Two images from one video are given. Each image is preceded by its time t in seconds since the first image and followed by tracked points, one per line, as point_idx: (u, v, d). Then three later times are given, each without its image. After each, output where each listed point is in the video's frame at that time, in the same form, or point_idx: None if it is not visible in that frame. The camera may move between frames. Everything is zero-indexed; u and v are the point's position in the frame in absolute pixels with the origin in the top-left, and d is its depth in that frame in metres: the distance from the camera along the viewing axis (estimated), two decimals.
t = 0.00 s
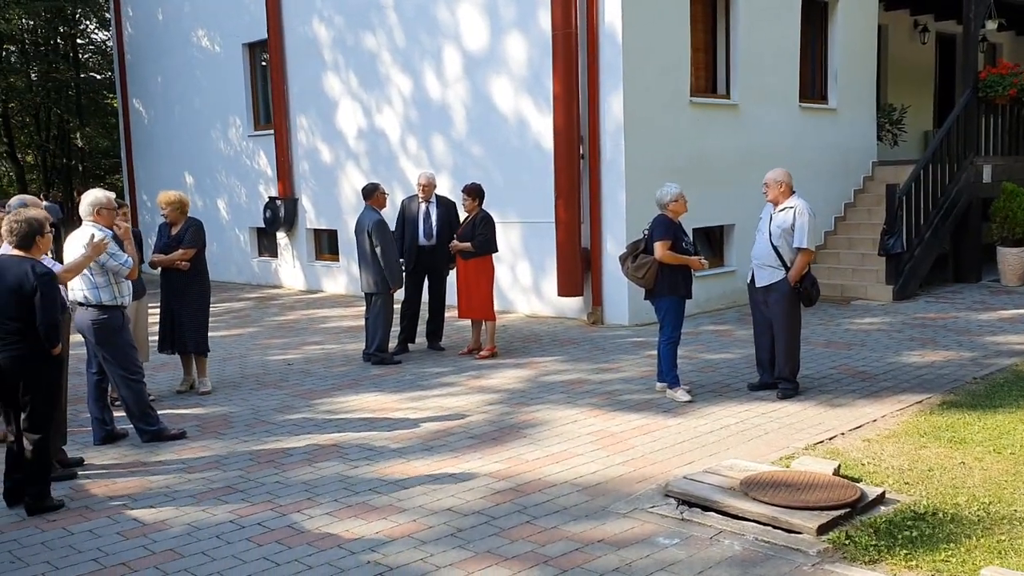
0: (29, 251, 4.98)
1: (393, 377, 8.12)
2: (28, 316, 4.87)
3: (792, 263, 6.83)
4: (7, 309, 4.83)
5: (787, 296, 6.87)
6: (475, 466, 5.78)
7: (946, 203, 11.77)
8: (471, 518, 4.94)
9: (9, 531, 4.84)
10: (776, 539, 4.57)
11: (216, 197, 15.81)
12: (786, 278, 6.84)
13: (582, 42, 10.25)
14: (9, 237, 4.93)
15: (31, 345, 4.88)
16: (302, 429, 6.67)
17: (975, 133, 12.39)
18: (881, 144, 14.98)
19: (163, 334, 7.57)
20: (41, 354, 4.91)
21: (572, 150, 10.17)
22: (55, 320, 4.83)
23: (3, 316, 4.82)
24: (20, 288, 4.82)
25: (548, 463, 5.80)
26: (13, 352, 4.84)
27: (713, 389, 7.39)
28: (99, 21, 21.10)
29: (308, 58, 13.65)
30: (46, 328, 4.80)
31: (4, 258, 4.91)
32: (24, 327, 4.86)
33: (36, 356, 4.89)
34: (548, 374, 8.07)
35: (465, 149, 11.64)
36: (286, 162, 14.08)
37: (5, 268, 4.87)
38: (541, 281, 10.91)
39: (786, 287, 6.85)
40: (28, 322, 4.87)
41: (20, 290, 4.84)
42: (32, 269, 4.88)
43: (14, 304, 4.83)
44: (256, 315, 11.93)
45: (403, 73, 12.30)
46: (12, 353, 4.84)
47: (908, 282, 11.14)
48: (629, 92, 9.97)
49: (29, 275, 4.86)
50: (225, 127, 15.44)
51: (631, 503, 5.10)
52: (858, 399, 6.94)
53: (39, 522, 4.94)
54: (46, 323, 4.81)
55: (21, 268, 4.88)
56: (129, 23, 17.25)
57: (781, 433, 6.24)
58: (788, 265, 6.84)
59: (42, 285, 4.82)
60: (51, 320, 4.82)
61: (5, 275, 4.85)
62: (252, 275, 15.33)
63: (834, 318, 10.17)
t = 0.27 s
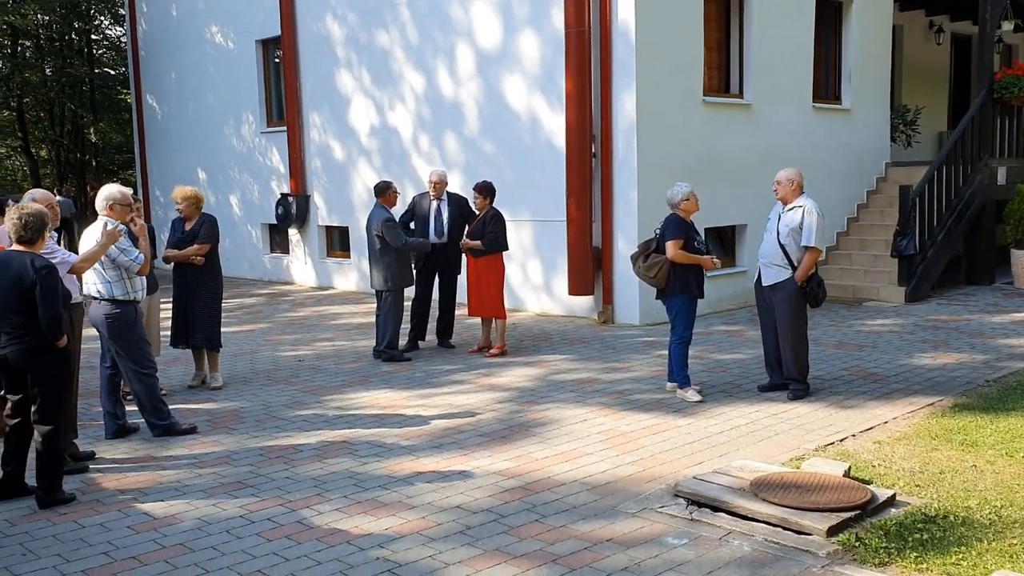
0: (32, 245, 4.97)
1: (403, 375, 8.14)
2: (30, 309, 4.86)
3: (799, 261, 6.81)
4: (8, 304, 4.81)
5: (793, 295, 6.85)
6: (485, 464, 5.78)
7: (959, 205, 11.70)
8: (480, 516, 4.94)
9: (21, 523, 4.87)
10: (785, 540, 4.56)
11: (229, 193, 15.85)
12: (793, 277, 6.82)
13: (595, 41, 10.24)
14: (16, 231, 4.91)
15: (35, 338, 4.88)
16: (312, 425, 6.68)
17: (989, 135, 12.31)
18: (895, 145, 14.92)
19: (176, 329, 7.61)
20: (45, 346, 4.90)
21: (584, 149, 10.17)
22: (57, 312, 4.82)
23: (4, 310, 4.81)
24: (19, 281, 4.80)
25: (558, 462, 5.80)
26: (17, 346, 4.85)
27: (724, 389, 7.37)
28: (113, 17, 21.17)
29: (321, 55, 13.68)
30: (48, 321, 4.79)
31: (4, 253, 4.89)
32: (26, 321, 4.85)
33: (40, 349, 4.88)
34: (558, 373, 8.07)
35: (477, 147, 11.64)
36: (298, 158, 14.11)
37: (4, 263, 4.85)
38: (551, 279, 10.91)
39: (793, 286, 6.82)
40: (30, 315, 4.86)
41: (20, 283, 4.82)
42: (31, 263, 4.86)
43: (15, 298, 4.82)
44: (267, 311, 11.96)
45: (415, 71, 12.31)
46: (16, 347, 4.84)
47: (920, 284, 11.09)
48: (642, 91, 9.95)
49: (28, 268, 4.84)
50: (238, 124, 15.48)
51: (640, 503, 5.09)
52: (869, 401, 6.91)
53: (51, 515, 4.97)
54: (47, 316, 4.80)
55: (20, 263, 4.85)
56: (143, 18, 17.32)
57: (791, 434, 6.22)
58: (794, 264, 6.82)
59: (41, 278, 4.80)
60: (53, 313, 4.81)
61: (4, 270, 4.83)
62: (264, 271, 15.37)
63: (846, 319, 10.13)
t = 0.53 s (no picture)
0: (36, 239, 4.96)
1: (416, 372, 8.15)
2: (38, 303, 4.87)
3: (811, 259, 6.79)
4: (17, 297, 4.84)
5: (805, 294, 6.83)
6: (498, 462, 5.78)
7: (976, 205, 11.63)
8: (492, 513, 4.95)
9: (36, 516, 4.91)
10: (799, 541, 4.54)
11: (244, 189, 15.90)
12: (805, 275, 6.80)
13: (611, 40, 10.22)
14: (17, 226, 4.89)
15: (42, 332, 4.89)
16: (326, 421, 6.70)
17: (1007, 135, 12.22)
18: (911, 144, 14.83)
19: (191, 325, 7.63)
20: (53, 340, 4.91)
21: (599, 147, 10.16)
22: (65, 304, 4.84)
23: (14, 304, 4.85)
24: (27, 273, 4.82)
25: (571, 460, 5.80)
26: (26, 339, 4.87)
27: (737, 389, 7.35)
28: (130, 14, 21.28)
29: (336, 52, 13.71)
30: (55, 314, 4.80)
31: (11, 248, 4.91)
32: (34, 314, 4.86)
33: (48, 342, 4.89)
34: (571, 371, 8.07)
35: (491, 145, 11.64)
36: (313, 155, 14.16)
37: (12, 257, 4.87)
38: (565, 278, 10.90)
39: (804, 284, 6.81)
40: (38, 308, 4.87)
41: (28, 277, 4.84)
42: (38, 257, 4.88)
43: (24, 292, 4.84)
44: (281, 307, 12.00)
45: (430, 68, 12.32)
46: (25, 340, 4.87)
47: (936, 284, 11.02)
48: (657, 89, 9.92)
49: (35, 261, 4.87)
50: (254, 120, 15.54)
51: (653, 502, 5.08)
52: (883, 402, 6.88)
53: (66, 509, 5.00)
54: (54, 309, 4.81)
55: (29, 256, 4.88)
56: (161, 15, 17.42)
57: (805, 434, 6.19)
58: (806, 261, 6.80)
59: (49, 270, 4.82)
60: (60, 306, 4.82)
61: (12, 263, 4.85)
62: (278, 268, 15.42)
63: (861, 319, 10.08)
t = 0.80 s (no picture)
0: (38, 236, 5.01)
1: (426, 370, 8.16)
2: (43, 298, 4.91)
3: (823, 258, 6.77)
4: (22, 292, 4.89)
5: (817, 294, 6.81)
6: (508, 461, 5.78)
7: (990, 207, 11.56)
8: (502, 512, 4.95)
9: (49, 511, 4.93)
10: (810, 542, 4.52)
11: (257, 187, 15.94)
12: (817, 274, 6.77)
13: (623, 39, 10.21)
14: (14, 225, 4.95)
15: (48, 327, 4.92)
16: (337, 419, 6.71)
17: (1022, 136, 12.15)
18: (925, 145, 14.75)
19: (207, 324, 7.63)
20: (58, 335, 4.95)
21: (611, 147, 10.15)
22: (69, 297, 4.89)
23: (20, 299, 4.89)
24: (31, 269, 4.86)
25: (581, 460, 5.79)
26: (31, 335, 4.90)
27: (749, 389, 7.33)
28: (144, 12, 21.35)
29: (349, 51, 13.74)
30: (60, 308, 4.85)
31: (16, 244, 4.95)
32: (40, 309, 4.90)
33: (53, 337, 4.93)
34: (582, 371, 8.06)
35: (503, 144, 11.64)
36: (325, 154, 14.19)
37: (17, 253, 4.92)
38: (576, 277, 10.89)
39: (816, 284, 6.79)
40: (42, 303, 4.91)
41: (33, 272, 4.88)
42: (42, 252, 4.92)
43: (29, 287, 4.89)
44: (293, 305, 12.03)
45: (443, 68, 12.33)
46: (31, 335, 4.89)
47: (949, 286, 10.97)
48: (669, 89, 9.91)
49: (40, 256, 4.91)
50: (266, 119, 15.58)
51: (664, 503, 5.08)
52: (896, 403, 6.85)
53: (79, 504, 5.03)
54: (59, 303, 4.85)
55: (33, 252, 4.91)
56: (174, 14, 17.49)
57: (817, 436, 6.17)
58: (818, 261, 6.77)
59: (54, 265, 4.86)
60: (64, 300, 4.86)
61: (17, 259, 4.89)
62: (291, 266, 15.46)
63: (873, 321, 10.04)
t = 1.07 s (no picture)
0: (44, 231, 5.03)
1: (434, 369, 8.17)
2: (49, 293, 4.94)
3: (832, 259, 6.75)
4: (29, 287, 4.92)
5: (826, 294, 6.79)
6: (515, 460, 5.78)
7: (1001, 209, 11.51)
8: (509, 511, 4.95)
9: (57, 507, 4.95)
10: (817, 544, 4.51)
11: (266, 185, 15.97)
12: (826, 275, 6.76)
13: (633, 39, 10.20)
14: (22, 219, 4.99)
15: (55, 322, 4.96)
16: (344, 417, 6.73)
17: None
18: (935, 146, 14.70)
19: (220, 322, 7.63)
20: (64, 330, 4.98)
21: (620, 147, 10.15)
22: (76, 292, 4.92)
23: (28, 294, 4.92)
24: (37, 264, 4.89)
25: (589, 459, 5.79)
26: (37, 330, 4.93)
27: (757, 390, 7.31)
28: (155, 9, 21.40)
29: (359, 49, 13.76)
30: (67, 303, 4.88)
31: (24, 240, 4.99)
32: (47, 305, 4.94)
33: (60, 333, 4.96)
34: (589, 370, 8.06)
35: (512, 143, 11.64)
36: (335, 152, 14.22)
37: (25, 248, 4.95)
38: (584, 277, 10.89)
39: (825, 284, 6.77)
40: (49, 298, 4.95)
41: (39, 267, 4.91)
42: (50, 247, 4.95)
43: (36, 282, 4.92)
44: (302, 303, 12.06)
45: (452, 66, 12.34)
46: (37, 330, 4.92)
47: (959, 288, 10.93)
48: (679, 89, 9.89)
49: (47, 252, 4.94)
50: (276, 117, 15.61)
51: (671, 503, 5.07)
52: (904, 405, 6.83)
53: (87, 500, 5.05)
54: (66, 298, 4.89)
55: (41, 247, 4.95)
56: (185, 11, 17.55)
57: (825, 437, 6.16)
58: (827, 262, 6.76)
59: (59, 260, 4.89)
60: (71, 295, 4.90)
61: (25, 254, 4.93)
62: (299, 264, 15.49)
63: (882, 322, 10.02)
